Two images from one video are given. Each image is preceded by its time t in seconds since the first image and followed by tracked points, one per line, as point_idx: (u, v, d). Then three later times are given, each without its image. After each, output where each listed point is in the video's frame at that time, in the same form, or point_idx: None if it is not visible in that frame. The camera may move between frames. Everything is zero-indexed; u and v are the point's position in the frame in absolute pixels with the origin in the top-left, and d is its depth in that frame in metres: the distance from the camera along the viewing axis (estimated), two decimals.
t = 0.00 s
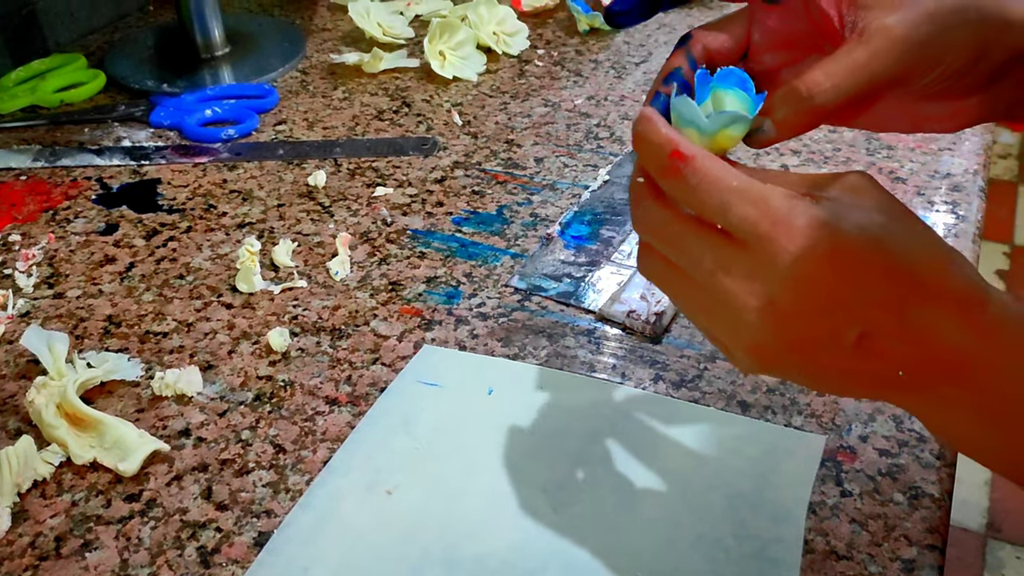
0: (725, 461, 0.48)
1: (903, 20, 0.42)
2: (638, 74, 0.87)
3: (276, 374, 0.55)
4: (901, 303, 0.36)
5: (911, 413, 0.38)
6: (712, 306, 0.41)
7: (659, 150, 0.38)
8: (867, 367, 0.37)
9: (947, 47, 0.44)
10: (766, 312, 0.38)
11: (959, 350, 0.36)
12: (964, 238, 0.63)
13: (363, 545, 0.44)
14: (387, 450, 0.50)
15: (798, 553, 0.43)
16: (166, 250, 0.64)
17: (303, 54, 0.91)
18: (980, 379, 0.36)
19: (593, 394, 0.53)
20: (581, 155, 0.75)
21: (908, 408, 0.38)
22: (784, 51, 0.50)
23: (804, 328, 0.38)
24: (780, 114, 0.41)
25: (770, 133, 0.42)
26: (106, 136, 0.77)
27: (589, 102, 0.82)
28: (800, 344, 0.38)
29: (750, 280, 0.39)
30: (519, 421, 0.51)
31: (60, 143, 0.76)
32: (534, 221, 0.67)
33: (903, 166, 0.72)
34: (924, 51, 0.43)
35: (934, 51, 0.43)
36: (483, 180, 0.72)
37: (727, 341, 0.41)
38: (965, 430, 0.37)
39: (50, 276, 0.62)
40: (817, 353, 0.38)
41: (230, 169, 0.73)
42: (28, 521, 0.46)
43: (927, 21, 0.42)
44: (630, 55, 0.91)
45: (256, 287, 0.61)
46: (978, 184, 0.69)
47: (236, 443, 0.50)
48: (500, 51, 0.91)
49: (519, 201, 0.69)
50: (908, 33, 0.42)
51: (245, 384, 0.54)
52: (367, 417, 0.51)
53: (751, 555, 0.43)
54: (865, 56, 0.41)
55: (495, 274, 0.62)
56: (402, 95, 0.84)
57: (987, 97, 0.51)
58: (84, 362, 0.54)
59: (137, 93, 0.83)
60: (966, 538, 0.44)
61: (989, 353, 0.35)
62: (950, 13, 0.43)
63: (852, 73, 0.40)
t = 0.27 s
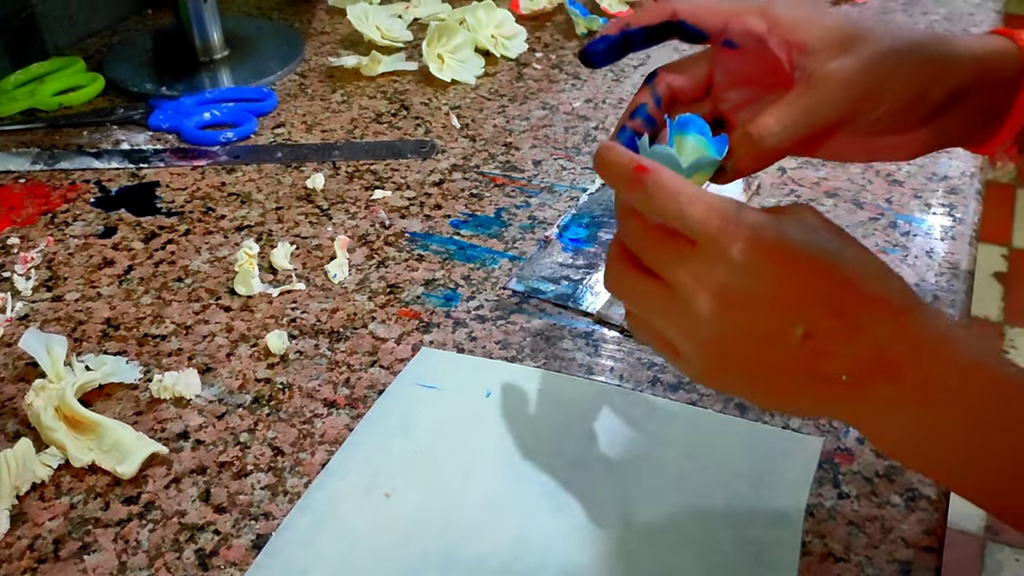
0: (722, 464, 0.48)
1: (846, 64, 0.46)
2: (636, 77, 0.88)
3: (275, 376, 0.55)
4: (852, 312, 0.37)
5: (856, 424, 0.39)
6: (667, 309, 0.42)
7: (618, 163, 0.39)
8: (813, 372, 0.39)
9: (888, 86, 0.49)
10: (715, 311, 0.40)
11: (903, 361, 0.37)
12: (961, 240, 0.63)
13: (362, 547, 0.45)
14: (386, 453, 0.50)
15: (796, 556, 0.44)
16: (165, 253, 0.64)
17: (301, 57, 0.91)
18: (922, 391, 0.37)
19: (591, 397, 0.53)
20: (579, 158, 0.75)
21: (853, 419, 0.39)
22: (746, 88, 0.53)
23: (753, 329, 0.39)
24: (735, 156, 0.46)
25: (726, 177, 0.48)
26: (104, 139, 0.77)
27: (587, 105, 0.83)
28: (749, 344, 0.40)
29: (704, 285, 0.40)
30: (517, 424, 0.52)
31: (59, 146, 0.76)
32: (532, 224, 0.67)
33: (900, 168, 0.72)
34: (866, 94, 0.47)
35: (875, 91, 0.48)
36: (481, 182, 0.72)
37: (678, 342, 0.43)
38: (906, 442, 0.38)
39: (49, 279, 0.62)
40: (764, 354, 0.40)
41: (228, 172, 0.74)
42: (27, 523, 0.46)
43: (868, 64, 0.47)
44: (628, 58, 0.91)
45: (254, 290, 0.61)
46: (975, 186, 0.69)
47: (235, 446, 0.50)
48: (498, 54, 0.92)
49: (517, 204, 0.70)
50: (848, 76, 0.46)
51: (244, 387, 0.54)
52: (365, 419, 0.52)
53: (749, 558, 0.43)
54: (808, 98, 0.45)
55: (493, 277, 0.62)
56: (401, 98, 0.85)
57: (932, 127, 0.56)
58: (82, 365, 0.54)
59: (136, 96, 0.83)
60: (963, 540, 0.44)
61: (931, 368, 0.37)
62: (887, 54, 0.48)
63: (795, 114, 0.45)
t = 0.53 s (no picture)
0: (721, 467, 0.48)
1: (769, 97, 0.52)
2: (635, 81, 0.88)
3: (274, 380, 0.55)
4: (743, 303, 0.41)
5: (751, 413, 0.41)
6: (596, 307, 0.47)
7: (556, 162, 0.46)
8: (707, 358, 0.42)
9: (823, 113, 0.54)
10: (631, 299, 0.45)
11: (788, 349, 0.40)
12: (958, 244, 0.63)
13: (360, 551, 0.45)
14: (384, 456, 0.50)
15: (795, 558, 0.44)
16: (164, 257, 0.65)
17: (301, 61, 0.92)
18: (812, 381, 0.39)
19: (590, 400, 0.53)
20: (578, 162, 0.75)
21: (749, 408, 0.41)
22: (691, 117, 0.55)
23: (658, 315, 0.44)
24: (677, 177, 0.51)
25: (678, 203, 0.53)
26: (104, 143, 0.78)
27: (586, 109, 0.83)
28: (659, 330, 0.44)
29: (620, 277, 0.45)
30: (516, 427, 0.52)
31: (59, 150, 0.76)
32: (531, 228, 0.67)
33: (898, 172, 0.72)
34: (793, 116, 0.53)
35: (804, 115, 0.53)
36: (480, 186, 0.72)
37: (608, 339, 0.47)
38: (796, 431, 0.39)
39: (48, 283, 0.62)
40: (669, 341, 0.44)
41: (228, 176, 0.74)
42: (26, 528, 0.46)
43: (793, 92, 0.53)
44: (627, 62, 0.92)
45: (254, 293, 0.61)
46: (973, 189, 0.69)
47: (234, 450, 0.50)
48: (498, 58, 0.92)
49: (516, 208, 0.70)
50: (774, 107, 0.52)
51: (243, 391, 0.54)
52: (364, 423, 0.52)
53: (749, 561, 0.43)
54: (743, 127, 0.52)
55: (492, 281, 0.63)
56: (400, 102, 0.85)
57: (865, 149, 0.59)
58: (82, 369, 0.54)
59: (136, 100, 0.84)
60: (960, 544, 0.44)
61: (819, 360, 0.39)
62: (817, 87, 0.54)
63: (727, 139, 0.52)
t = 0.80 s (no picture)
0: (724, 468, 0.48)
1: (722, 85, 0.61)
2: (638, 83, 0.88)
3: (276, 381, 0.55)
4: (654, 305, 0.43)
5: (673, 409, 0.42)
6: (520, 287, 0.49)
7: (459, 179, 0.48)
8: (599, 339, 0.44)
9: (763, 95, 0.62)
10: (510, 290, 0.47)
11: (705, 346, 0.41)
12: (961, 245, 0.63)
13: (362, 552, 0.45)
14: (386, 457, 0.50)
15: (799, 560, 0.44)
16: (167, 259, 0.65)
17: (304, 63, 0.92)
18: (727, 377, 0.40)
19: (592, 402, 0.53)
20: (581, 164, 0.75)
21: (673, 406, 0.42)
22: (660, 97, 0.66)
23: (544, 304, 0.46)
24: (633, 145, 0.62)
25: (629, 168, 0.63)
26: (107, 145, 0.78)
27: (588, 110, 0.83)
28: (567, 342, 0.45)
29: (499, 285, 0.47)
30: (518, 429, 0.52)
31: (61, 152, 0.76)
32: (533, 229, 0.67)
33: (901, 174, 0.72)
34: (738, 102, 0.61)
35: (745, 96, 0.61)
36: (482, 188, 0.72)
37: (502, 335, 0.49)
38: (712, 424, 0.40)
39: (51, 284, 0.62)
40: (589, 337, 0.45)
41: (230, 178, 0.74)
42: (28, 529, 0.46)
43: (738, 81, 0.61)
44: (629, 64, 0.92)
45: (256, 295, 0.61)
46: (976, 190, 0.69)
47: (236, 451, 0.50)
48: (500, 60, 0.92)
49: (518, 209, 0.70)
50: (723, 92, 0.61)
51: (245, 392, 0.54)
52: (365, 424, 0.52)
53: (752, 563, 0.43)
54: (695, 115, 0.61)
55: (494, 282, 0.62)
56: (402, 104, 0.85)
57: (809, 127, 0.66)
58: (84, 370, 0.54)
59: (139, 102, 0.84)
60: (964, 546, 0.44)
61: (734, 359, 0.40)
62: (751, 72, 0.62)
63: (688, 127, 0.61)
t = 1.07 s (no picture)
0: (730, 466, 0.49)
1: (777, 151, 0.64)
2: (642, 82, 0.88)
3: (284, 379, 0.55)
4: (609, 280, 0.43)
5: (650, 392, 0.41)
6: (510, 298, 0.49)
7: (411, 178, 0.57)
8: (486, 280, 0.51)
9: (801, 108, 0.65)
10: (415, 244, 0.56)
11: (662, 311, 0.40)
12: (967, 244, 0.63)
13: (369, 549, 0.45)
14: (393, 455, 0.50)
15: (805, 558, 0.44)
16: (174, 257, 0.65)
17: (309, 63, 0.92)
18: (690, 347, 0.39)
19: (598, 400, 0.53)
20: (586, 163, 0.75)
21: (644, 388, 0.41)
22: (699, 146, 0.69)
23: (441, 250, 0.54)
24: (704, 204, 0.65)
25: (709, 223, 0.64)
26: (114, 144, 0.78)
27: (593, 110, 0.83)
28: (450, 272, 0.53)
29: (400, 229, 0.56)
30: (524, 426, 0.52)
31: (69, 151, 0.77)
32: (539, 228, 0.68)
33: (906, 173, 0.72)
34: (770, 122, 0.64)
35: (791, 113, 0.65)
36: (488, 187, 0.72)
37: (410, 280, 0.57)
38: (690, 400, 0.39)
39: (59, 282, 0.63)
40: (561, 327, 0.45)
41: (237, 177, 0.74)
42: (38, 525, 0.46)
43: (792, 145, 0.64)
44: (634, 63, 0.92)
45: (263, 293, 0.61)
46: (981, 189, 0.69)
47: (244, 447, 0.51)
48: (505, 60, 0.92)
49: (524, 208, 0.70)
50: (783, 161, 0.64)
51: (253, 389, 0.54)
52: (373, 422, 0.52)
53: (758, 560, 0.43)
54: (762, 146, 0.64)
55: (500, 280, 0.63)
56: (408, 103, 0.85)
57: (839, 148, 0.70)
58: (93, 367, 0.55)
59: (145, 102, 0.84)
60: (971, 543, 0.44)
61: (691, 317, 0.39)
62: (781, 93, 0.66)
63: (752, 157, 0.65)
